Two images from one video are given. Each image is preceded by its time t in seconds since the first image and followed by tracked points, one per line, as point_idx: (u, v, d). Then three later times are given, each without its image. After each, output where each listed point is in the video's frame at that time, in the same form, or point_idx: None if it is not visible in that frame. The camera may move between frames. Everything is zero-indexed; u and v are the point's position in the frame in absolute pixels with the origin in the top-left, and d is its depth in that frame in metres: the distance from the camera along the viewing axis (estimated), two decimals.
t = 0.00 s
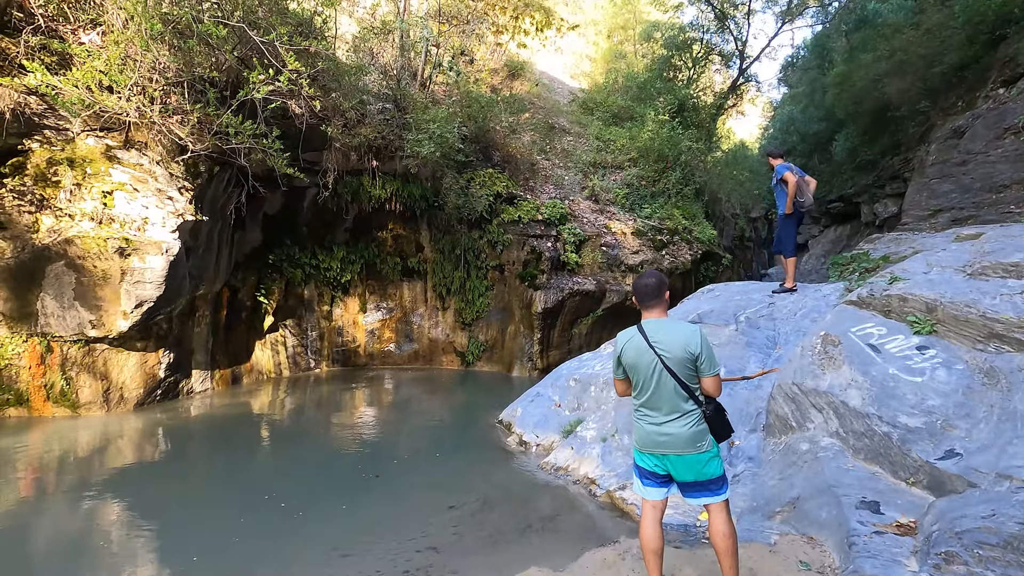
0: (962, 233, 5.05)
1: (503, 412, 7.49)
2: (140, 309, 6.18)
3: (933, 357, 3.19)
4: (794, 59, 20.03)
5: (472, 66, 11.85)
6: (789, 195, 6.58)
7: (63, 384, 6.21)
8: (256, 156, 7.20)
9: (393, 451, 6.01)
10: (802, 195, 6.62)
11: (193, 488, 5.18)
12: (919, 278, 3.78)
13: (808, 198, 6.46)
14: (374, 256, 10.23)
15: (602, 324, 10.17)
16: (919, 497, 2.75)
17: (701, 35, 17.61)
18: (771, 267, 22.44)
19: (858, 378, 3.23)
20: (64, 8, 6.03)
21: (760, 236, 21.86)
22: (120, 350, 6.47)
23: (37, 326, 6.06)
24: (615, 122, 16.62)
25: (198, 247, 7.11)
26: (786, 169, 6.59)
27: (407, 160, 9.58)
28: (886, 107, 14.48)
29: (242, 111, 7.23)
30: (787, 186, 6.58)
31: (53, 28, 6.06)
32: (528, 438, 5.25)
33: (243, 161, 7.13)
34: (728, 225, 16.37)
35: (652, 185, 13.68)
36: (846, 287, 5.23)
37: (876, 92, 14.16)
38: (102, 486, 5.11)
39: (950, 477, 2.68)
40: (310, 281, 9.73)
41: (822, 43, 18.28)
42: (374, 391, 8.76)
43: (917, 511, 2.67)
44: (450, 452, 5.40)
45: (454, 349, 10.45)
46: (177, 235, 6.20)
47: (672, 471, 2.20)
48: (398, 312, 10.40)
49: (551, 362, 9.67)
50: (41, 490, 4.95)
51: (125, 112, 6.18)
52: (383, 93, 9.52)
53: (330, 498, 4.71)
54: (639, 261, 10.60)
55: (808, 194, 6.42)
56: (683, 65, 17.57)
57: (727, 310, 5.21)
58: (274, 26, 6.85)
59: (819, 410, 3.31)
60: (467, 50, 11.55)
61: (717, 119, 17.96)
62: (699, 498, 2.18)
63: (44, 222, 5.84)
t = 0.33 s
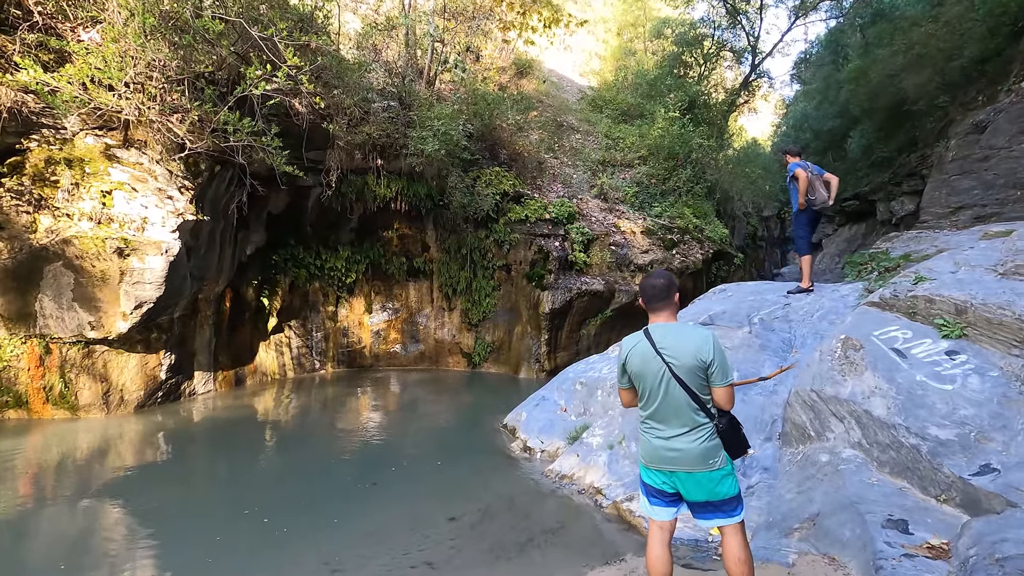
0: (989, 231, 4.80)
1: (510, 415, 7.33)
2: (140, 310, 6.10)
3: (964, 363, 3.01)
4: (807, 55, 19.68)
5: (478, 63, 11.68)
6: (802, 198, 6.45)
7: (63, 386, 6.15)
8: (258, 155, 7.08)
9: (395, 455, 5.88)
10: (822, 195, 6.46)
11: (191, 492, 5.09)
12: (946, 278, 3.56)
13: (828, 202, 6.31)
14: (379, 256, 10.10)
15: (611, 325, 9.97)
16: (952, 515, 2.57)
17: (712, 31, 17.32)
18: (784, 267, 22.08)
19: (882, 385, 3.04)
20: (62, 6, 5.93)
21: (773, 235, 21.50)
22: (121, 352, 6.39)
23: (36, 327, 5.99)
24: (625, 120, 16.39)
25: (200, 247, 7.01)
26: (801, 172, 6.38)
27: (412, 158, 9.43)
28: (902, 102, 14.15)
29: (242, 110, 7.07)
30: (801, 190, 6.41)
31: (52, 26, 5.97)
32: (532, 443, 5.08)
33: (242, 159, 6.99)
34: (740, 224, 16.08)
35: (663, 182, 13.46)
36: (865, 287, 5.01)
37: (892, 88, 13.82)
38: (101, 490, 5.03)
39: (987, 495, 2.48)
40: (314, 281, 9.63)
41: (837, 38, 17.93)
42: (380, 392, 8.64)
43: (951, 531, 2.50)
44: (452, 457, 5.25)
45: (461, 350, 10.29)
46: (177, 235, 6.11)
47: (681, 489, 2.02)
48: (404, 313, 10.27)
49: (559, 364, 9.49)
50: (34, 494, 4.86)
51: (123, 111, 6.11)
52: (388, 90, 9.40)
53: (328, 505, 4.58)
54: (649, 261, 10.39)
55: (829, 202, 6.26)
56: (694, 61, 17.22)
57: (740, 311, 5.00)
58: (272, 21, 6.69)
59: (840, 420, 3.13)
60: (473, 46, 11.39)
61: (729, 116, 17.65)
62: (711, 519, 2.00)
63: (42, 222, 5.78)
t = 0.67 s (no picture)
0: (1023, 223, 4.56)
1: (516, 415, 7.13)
2: (138, 308, 5.97)
3: (1010, 362, 2.80)
4: (819, 50, 19.37)
5: (485, 58, 11.51)
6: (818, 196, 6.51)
7: (60, 385, 6.02)
8: (261, 150, 6.96)
9: (398, 456, 5.70)
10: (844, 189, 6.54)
11: (184, 495, 4.90)
12: (985, 272, 3.37)
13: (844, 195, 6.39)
14: (384, 253, 9.95)
15: (621, 323, 9.77)
16: (1004, 529, 2.37)
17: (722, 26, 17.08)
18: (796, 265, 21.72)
19: (919, 386, 2.83)
20: None
21: (784, 233, 21.13)
22: (119, 350, 6.26)
23: (32, 325, 5.87)
24: (634, 115, 16.12)
25: (200, 243, 6.88)
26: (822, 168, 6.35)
27: (416, 153, 9.26)
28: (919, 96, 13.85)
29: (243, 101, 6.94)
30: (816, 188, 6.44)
31: (47, 16, 5.82)
32: (540, 446, 4.87)
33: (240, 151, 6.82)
34: (751, 221, 15.77)
35: (673, 179, 13.22)
36: (890, 283, 4.76)
37: (908, 81, 13.51)
38: (98, 490, 4.89)
39: None
40: (318, 279, 9.48)
41: (849, 32, 17.61)
42: (384, 392, 8.47)
43: (1004, 546, 2.29)
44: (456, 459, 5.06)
45: (467, 350, 10.11)
46: (176, 231, 6.01)
47: (705, 501, 1.82)
48: (409, 311, 10.10)
49: (568, 363, 9.29)
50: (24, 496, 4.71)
51: (121, 104, 5.96)
52: (393, 85, 9.30)
53: (327, 509, 4.41)
54: (660, 258, 10.16)
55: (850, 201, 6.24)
56: (705, 57, 16.97)
57: (758, 307, 4.78)
58: (271, 9, 6.47)
59: (873, 424, 2.94)
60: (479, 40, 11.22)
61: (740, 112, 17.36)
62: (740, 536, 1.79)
63: (37, 217, 5.65)
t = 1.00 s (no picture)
0: None
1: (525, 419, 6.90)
2: (136, 308, 5.84)
3: None
4: (833, 46, 19.00)
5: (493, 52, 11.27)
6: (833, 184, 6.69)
7: (55, 387, 5.86)
8: (262, 146, 6.78)
9: (401, 462, 5.50)
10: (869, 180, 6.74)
11: (169, 508, 4.61)
12: None
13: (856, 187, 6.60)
14: (390, 252, 9.74)
15: (632, 324, 9.55)
16: None
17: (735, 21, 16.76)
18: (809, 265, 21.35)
19: (971, 397, 2.60)
20: None
21: (797, 232, 20.77)
22: (117, 352, 6.11)
23: (28, 326, 5.74)
24: (645, 112, 15.83)
25: (201, 242, 6.71)
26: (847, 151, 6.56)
27: (422, 150, 9.05)
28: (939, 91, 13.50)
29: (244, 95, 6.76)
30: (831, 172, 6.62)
31: (42, 9, 5.66)
32: (549, 454, 4.63)
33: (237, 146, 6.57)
34: (764, 219, 15.45)
35: (685, 176, 12.96)
36: (922, 283, 4.49)
37: (927, 75, 13.13)
38: (94, 495, 4.75)
39: None
40: (322, 278, 9.30)
41: (865, 25, 17.23)
42: (390, 394, 8.29)
43: None
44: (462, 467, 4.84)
45: (474, 351, 9.90)
46: (175, 229, 5.87)
47: (743, 536, 1.61)
48: (415, 312, 9.90)
49: (577, 365, 9.08)
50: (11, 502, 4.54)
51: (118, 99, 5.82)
52: (399, 80, 9.11)
53: (327, 519, 4.22)
54: (672, 257, 9.89)
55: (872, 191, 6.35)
56: (717, 53, 16.70)
57: (781, 309, 4.52)
58: None
59: (917, 439, 2.78)
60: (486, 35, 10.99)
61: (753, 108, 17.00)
62: None
63: (32, 216, 5.48)
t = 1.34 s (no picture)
0: None
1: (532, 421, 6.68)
2: (130, 306, 5.68)
3: None
4: (846, 40, 18.64)
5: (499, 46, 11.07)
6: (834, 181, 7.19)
7: (48, 387, 5.72)
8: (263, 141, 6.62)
9: (402, 464, 5.30)
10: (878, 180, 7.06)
11: (154, 515, 4.38)
12: None
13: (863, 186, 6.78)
14: (394, 250, 9.53)
15: (641, 323, 9.34)
16: None
17: (746, 14, 16.43)
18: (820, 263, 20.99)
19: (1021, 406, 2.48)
20: None
21: (807, 230, 20.45)
22: (112, 351, 5.96)
23: (19, 325, 5.57)
24: (654, 108, 15.54)
25: (198, 238, 6.54)
26: (854, 147, 7.07)
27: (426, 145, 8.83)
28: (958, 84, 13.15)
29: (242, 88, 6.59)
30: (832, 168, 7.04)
31: None
32: (556, 460, 4.40)
33: (231, 138, 6.29)
34: (776, 217, 15.14)
35: (695, 172, 12.70)
36: (953, 280, 4.24)
37: (945, 67, 12.73)
38: (89, 497, 4.61)
39: None
40: (325, 276, 9.11)
41: (879, 18, 16.87)
42: (395, 393, 8.11)
43: None
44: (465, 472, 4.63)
45: (480, 350, 9.70)
46: (171, 225, 5.72)
47: (781, 572, 1.46)
48: (420, 310, 9.70)
49: (585, 364, 8.89)
50: None
51: (112, 91, 5.62)
52: (403, 74, 8.93)
53: (323, 523, 4.05)
54: (683, 254, 9.64)
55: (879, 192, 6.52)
56: (727, 47, 16.39)
57: (803, 307, 4.33)
58: None
59: (963, 452, 2.69)
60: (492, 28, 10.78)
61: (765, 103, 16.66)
62: None
63: (23, 211, 5.33)
